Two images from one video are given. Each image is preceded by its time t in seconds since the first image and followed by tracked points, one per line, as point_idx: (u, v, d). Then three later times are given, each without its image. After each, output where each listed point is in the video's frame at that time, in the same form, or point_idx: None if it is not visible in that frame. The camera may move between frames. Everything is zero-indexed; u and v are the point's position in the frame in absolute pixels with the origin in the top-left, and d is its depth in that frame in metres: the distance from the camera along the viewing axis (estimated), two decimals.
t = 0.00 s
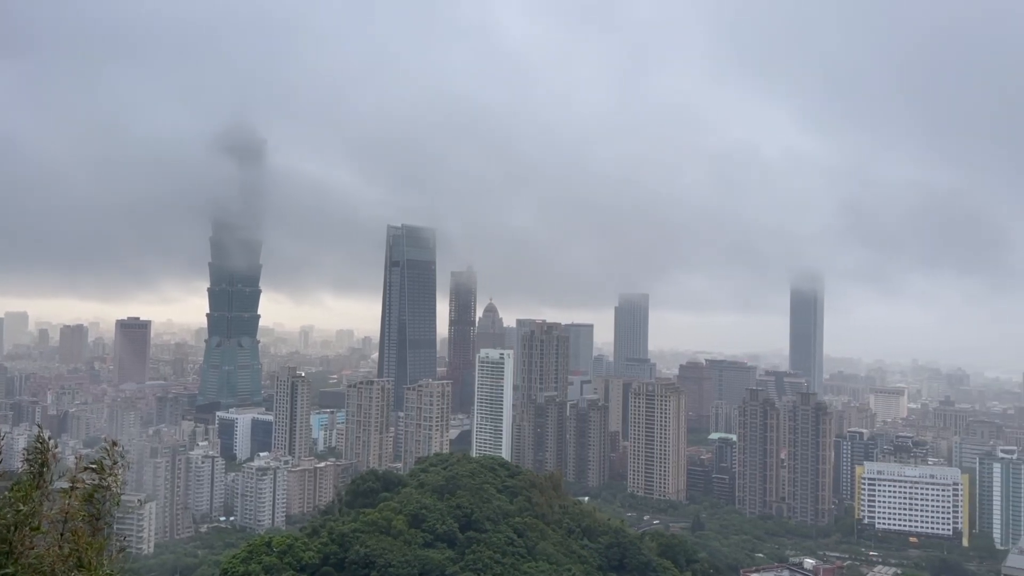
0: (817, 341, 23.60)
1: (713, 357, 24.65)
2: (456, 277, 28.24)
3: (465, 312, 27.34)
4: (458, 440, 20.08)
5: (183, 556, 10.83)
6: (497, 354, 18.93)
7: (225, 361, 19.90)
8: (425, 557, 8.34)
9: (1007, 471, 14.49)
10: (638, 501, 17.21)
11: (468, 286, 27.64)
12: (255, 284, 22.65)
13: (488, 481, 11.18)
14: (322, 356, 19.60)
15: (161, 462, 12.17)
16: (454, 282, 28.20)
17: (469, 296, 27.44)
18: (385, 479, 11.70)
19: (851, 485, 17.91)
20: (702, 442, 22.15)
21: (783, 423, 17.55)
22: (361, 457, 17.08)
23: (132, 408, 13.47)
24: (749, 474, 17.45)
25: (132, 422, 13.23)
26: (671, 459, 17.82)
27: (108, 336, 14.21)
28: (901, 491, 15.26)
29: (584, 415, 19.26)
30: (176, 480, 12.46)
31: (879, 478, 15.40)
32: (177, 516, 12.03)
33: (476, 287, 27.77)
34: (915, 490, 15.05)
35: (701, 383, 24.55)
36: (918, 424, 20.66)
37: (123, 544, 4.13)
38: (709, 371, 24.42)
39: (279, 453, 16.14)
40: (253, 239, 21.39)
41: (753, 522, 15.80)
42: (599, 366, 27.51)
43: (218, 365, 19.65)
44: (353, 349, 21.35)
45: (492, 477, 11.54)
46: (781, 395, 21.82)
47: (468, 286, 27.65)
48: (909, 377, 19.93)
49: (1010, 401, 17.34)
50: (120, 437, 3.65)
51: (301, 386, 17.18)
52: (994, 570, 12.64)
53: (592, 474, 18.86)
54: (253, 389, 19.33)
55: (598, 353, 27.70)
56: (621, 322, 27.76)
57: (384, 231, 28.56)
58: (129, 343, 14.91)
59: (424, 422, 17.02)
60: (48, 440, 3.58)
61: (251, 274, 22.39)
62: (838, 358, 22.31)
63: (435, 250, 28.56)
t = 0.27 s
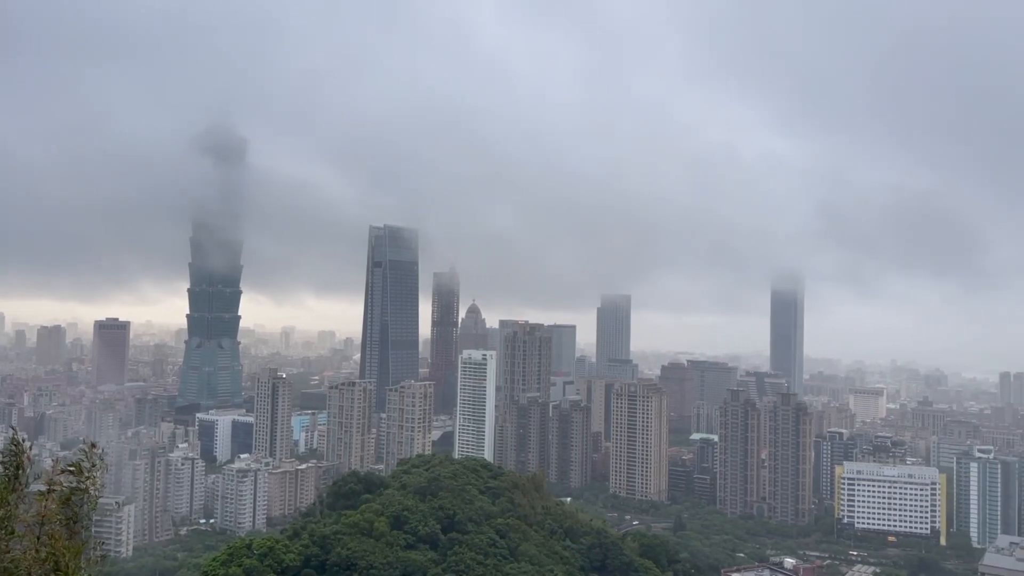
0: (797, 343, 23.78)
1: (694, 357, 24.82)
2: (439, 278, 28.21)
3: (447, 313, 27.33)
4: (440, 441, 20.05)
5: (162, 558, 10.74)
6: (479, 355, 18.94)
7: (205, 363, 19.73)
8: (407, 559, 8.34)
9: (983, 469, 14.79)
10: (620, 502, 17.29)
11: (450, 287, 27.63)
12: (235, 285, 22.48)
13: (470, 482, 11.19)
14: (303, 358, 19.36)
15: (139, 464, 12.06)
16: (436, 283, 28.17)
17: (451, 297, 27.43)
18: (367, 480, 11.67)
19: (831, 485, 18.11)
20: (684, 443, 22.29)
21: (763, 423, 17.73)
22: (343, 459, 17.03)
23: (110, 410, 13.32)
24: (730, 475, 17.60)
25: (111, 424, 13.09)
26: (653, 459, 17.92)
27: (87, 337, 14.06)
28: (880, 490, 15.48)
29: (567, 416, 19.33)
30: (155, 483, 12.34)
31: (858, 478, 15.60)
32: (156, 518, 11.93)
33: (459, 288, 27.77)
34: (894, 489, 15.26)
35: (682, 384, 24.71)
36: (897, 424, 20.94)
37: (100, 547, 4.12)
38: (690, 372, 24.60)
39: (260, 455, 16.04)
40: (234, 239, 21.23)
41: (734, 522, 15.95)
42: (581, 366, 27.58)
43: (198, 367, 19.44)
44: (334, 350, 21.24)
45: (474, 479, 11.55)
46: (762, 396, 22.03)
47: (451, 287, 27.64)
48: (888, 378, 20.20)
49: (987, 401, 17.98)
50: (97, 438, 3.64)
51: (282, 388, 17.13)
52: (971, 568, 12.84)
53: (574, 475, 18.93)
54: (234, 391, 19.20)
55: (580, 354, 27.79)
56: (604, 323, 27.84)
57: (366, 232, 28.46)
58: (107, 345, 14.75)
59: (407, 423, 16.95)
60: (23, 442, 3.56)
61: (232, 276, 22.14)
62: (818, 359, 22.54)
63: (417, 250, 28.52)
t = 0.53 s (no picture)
0: (777, 344, 23.95)
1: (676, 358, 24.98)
2: (421, 278, 28.18)
3: (429, 314, 27.31)
4: (423, 442, 20.02)
5: (141, 561, 10.65)
6: (462, 355, 18.93)
7: (185, 364, 19.52)
8: (388, 560, 8.33)
9: (959, 468, 15.08)
10: (602, 502, 17.37)
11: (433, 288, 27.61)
12: (216, 285, 22.28)
13: (452, 483, 11.19)
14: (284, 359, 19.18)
15: (117, 467, 11.94)
16: (418, 284, 28.13)
17: (433, 298, 27.42)
18: (348, 482, 11.66)
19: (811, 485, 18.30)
20: (665, 443, 22.43)
21: (744, 423, 17.89)
22: (324, 461, 16.97)
23: (88, 412, 13.16)
24: (711, 475, 17.73)
25: (89, 426, 12.94)
26: (634, 459, 18.02)
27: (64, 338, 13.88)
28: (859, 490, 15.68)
29: (549, 416, 19.39)
30: (133, 485, 12.22)
31: (838, 477, 15.77)
32: (134, 521, 11.82)
33: (441, 288, 27.76)
34: (873, 489, 15.46)
35: (664, 384, 24.86)
36: (876, 423, 21.22)
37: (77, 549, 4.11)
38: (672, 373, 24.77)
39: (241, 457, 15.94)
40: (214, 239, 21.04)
41: (715, 522, 16.09)
42: (564, 368, 27.67)
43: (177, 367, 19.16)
44: (316, 351, 21.12)
45: (455, 480, 11.56)
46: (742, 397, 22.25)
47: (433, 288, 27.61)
48: (867, 378, 20.45)
49: (964, 401, 18.20)
50: (74, 441, 3.63)
51: (262, 390, 17.08)
52: (949, 567, 13.04)
53: (557, 476, 18.99)
54: (214, 392, 19.05)
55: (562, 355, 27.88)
56: (586, 324, 27.89)
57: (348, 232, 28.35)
58: (85, 346, 14.57)
59: (388, 425, 16.83)
60: None
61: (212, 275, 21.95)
62: (798, 359, 22.76)
63: (399, 251, 28.46)
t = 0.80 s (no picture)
0: (758, 344, 24.15)
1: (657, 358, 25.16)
2: (402, 279, 28.12)
3: (411, 315, 27.28)
4: (404, 443, 19.98)
5: (119, 564, 10.53)
6: (443, 356, 18.92)
7: (163, 365, 19.47)
8: (369, 561, 8.32)
9: (937, 466, 15.20)
10: (583, 502, 17.44)
11: (414, 289, 27.57)
12: (195, 286, 22.08)
13: (433, 484, 11.19)
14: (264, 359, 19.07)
15: (94, 469, 11.82)
16: (399, 284, 28.08)
17: (415, 299, 27.38)
18: (329, 483, 11.63)
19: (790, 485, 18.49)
20: (647, 443, 22.55)
21: (724, 423, 18.06)
22: (304, 462, 16.91)
23: (65, 413, 13.00)
24: (692, 474, 17.87)
25: (65, 428, 12.79)
26: (616, 460, 18.11)
27: (39, 339, 13.70)
28: (838, 489, 15.88)
29: (531, 417, 19.46)
30: (111, 487, 12.10)
31: (818, 476, 16.09)
32: (112, 523, 11.69)
33: (423, 288, 27.73)
34: (851, 488, 15.73)
35: (645, 385, 25.01)
36: (855, 423, 21.50)
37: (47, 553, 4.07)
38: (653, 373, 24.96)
39: (220, 458, 15.81)
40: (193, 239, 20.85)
41: (695, 521, 16.21)
42: (545, 368, 27.74)
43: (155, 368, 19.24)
44: (296, 352, 20.99)
45: (437, 480, 11.56)
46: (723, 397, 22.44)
47: (415, 288, 27.57)
48: (846, 378, 20.72)
49: (941, 401, 18.63)
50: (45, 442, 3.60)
51: (241, 391, 16.98)
52: (926, 565, 13.23)
53: (539, 476, 19.03)
54: (193, 393, 18.92)
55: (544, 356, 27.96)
56: (568, 324, 27.91)
57: (329, 232, 28.21)
58: (61, 347, 14.41)
59: (369, 426, 16.77)
60: None
61: (192, 276, 21.76)
62: (778, 360, 22.99)
63: (380, 251, 28.38)
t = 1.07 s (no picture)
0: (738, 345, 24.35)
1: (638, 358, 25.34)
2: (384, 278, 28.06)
3: (393, 315, 27.24)
4: (385, 443, 19.95)
5: (96, 566, 10.43)
6: (426, 356, 18.90)
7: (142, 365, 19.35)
8: (351, 562, 8.33)
9: (914, 465, 15.46)
10: (565, 502, 17.52)
11: (396, 289, 27.52)
12: (174, 285, 21.88)
13: (415, 485, 11.20)
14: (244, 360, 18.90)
15: (72, 470, 11.70)
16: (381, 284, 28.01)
17: (397, 299, 27.34)
18: (310, 484, 11.59)
19: (769, 483, 18.69)
20: (628, 442, 22.68)
21: (705, 422, 18.22)
22: (284, 463, 16.84)
23: (42, 414, 12.85)
24: (672, 473, 18.03)
25: (42, 429, 12.64)
26: (597, 460, 18.21)
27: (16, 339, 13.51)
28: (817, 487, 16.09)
29: (513, 416, 19.51)
30: (88, 488, 11.96)
31: (797, 475, 16.29)
32: (89, 525, 11.58)
33: (405, 288, 27.70)
34: (830, 486, 15.87)
35: (627, 384, 25.18)
36: (833, 422, 21.80)
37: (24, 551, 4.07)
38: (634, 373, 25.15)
39: (200, 459, 15.70)
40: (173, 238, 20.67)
41: (675, 520, 16.35)
42: (527, 367, 27.82)
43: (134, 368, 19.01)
44: (277, 352, 20.88)
45: (418, 481, 11.56)
46: (704, 396, 22.65)
47: (397, 289, 27.53)
48: (824, 378, 20.99)
49: (919, 400, 19.29)
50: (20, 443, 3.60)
51: (221, 391, 16.84)
52: (903, 562, 13.45)
53: (520, 476, 19.09)
54: (172, 393, 18.79)
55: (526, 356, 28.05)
56: (550, 324, 28.04)
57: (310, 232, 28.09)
58: (38, 347, 14.25)
59: (350, 426, 16.72)
60: None
61: (171, 276, 21.58)
62: (758, 359, 23.25)
63: (362, 251, 28.30)
